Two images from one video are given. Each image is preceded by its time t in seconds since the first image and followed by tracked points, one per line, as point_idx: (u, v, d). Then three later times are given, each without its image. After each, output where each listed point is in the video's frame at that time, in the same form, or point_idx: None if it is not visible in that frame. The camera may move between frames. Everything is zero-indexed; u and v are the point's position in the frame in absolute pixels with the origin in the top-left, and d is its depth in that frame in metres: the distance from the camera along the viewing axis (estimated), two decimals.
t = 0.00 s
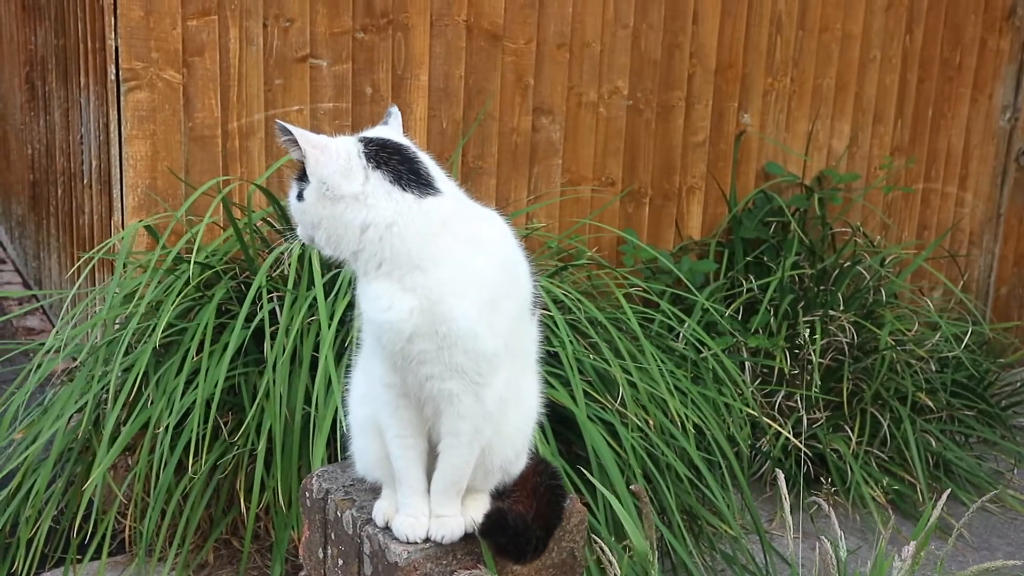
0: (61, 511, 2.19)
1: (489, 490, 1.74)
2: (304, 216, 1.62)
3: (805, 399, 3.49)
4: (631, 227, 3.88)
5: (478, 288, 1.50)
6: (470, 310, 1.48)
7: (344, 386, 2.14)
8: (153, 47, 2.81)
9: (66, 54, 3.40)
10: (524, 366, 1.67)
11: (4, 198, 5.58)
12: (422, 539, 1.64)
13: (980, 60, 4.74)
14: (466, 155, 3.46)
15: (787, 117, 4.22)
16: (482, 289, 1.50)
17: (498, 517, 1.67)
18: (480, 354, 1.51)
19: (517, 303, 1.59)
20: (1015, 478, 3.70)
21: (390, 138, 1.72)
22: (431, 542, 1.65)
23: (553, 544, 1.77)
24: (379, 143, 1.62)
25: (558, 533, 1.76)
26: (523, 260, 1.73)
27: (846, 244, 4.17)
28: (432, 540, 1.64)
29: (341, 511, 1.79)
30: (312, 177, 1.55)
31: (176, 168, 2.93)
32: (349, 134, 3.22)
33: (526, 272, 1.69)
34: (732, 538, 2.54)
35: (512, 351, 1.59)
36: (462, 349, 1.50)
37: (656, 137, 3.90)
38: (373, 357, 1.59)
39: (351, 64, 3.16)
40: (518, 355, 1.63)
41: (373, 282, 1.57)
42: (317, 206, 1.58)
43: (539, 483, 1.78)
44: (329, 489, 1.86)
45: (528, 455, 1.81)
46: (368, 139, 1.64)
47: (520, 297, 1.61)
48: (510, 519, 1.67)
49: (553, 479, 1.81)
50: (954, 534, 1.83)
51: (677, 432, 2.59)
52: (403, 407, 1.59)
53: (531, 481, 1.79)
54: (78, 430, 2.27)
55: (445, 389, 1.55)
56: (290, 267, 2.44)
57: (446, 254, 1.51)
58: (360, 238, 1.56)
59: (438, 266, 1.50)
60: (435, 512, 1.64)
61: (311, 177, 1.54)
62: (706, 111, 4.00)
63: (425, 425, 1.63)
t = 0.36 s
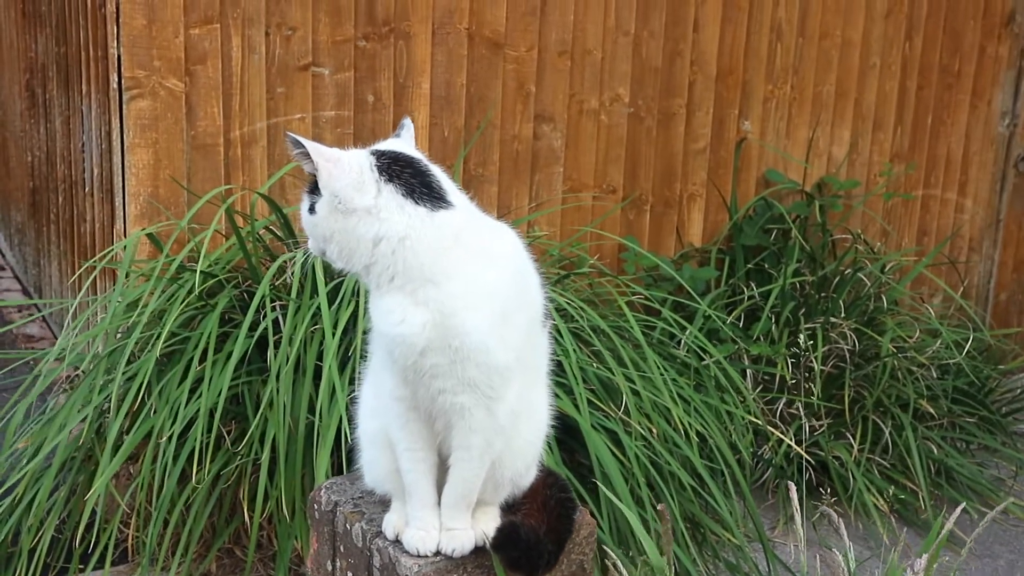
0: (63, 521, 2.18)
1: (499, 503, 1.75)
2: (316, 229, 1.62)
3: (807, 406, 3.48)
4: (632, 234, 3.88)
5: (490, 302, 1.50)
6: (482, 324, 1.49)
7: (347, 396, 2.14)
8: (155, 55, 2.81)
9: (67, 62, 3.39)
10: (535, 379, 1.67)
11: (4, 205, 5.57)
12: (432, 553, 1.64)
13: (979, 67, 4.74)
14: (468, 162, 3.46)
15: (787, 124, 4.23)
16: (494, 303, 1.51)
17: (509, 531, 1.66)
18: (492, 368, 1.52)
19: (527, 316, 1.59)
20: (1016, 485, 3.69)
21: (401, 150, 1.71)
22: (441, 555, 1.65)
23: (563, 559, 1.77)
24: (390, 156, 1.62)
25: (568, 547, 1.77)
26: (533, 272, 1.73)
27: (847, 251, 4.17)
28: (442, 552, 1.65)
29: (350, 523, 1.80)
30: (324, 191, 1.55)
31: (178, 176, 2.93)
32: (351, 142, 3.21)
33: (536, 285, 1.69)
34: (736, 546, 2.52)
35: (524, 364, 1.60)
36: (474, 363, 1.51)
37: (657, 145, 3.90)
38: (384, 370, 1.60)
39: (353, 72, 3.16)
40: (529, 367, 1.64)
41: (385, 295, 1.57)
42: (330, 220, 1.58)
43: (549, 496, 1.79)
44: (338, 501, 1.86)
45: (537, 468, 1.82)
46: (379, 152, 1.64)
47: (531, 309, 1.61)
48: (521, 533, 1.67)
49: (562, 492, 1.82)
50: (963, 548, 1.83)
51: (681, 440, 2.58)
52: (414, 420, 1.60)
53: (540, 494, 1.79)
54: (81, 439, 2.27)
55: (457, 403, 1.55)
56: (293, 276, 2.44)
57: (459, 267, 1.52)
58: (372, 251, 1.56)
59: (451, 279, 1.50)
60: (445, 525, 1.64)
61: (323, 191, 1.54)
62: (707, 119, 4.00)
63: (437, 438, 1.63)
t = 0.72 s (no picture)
0: (68, 532, 2.18)
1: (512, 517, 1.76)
2: (337, 245, 1.57)
3: (809, 414, 3.48)
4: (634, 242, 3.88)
5: (508, 315, 1.52)
6: (500, 338, 1.51)
7: (352, 406, 2.13)
8: (158, 64, 2.81)
9: (69, 71, 3.39)
10: (549, 392, 1.69)
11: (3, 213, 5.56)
12: (447, 567, 1.65)
13: (979, 74, 4.74)
14: (470, 170, 3.46)
15: (788, 131, 4.23)
16: (512, 316, 1.52)
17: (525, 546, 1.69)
18: (508, 382, 1.53)
19: (542, 329, 1.61)
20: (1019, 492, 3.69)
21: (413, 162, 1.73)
22: (456, 569, 1.66)
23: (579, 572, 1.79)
24: (412, 166, 1.63)
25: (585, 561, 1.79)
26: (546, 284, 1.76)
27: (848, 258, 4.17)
28: (456, 567, 1.66)
29: (363, 538, 1.80)
30: (356, 202, 1.53)
31: (181, 186, 2.92)
32: (353, 150, 3.21)
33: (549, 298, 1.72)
34: (741, 553, 2.51)
35: (539, 377, 1.62)
36: (491, 377, 1.52)
37: (658, 153, 3.90)
38: (399, 384, 1.61)
39: (356, 80, 3.16)
40: (544, 381, 1.65)
41: (402, 309, 1.58)
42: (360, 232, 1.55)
43: (565, 511, 1.82)
44: (350, 515, 1.87)
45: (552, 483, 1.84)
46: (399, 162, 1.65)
47: (546, 321, 1.63)
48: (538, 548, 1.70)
49: (578, 506, 1.84)
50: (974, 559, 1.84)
51: (686, 448, 2.58)
52: (428, 434, 1.61)
53: (555, 509, 1.83)
54: (86, 450, 2.27)
55: (472, 417, 1.57)
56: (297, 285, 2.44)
57: (477, 281, 1.53)
58: (401, 261, 1.55)
59: (469, 293, 1.52)
60: (460, 539, 1.66)
61: (355, 202, 1.53)
62: (708, 126, 4.00)
63: (452, 451, 1.65)
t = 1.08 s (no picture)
0: (66, 540, 2.17)
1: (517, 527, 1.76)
2: (396, 245, 1.59)
3: (809, 418, 3.47)
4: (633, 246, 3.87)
5: (519, 322, 1.59)
6: (513, 343, 1.57)
7: (353, 413, 2.12)
8: (157, 69, 2.80)
9: (67, 76, 3.38)
10: (551, 401, 1.74)
11: None
12: None
13: (977, 77, 4.74)
14: (470, 174, 3.45)
15: (787, 135, 4.22)
16: (521, 323, 1.59)
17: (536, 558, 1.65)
18: (518, 387, 1.58)
19: (546, 339, 1.68)
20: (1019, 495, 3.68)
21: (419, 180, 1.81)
22: None
23: None
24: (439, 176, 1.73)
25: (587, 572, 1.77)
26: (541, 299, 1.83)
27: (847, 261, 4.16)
28: None
29: (368, 548, 1.79)
30: (421, 201, 1.60)
31: (180, 191, 2.91)
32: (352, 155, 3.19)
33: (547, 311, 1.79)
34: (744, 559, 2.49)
35: (543, 385, 1.67)
36: (503, 383, 1.57)
37: (658, 157, 3.90)
38: (406, 394, 1.63)
39: (355, 85, 3.15)
40: (547, 390, 1.71)
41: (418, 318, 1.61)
42: (425, 229, 1.59)
43: (571, 519, 1.81)
44: (355, 524, 1.86)
45: (558, 491, 1.84)
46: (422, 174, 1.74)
47: (550, 334, 1.70)
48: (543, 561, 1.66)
49: (584, 514, 1.83)
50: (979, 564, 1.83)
51: (688, 453, 2.57)
52: (435, 442, 1.64)
53: (562, 517, 1.82)
54: (85, 457, 2.25)
55: (481, 423, 1.60)
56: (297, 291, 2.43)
57: (492, 292, 1.59)
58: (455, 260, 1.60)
59: (486, 303, 1.58)
60: (466, 549, 1.66)
61: (422, 199, 1.59)
62: (707, 130, 3.99)
63: (457, 459, 1.68)
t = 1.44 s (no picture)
0: (51, 552, 2.14)
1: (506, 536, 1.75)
2: (418, 248, 1.56)
3: (798, 419, 3.47)
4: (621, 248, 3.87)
5: (511, 328, 1.60)
6: (506, 349, 1.57)
7: (340, 420, 2.10)
8: (140, 76, 2.78)
9: (49, 83, 3.35)
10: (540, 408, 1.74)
11: None
12: None
13: (962, 77, 4.76)
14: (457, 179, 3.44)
15: (774, 136, 4.23)
16: (513, 329, 1.60)
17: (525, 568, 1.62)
18: (510, 394, 1.59)
19: (535, 346, 1.68)
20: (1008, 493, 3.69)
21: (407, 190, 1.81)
22: None
23: None
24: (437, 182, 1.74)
25: None
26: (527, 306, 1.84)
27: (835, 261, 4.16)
28: None
29: (356, 558, 1.78)
30: (443, 203, 1.59)
31: (165, 198, 2.89)
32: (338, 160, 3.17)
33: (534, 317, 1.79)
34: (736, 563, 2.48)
35: (533, 392, 1.67)
36: (495, 390, 1.57)
37: (645, 159, 3.90)
38: (395, 403, 1.62)
39: (340, 90, 3.13)
40: (536, 397, 1.71)
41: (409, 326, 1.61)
42: (446, 232, 1.58)
43: (561, 527, 1.79)
44: (343, 535, 1.84)
45: (546, 498, 1.83)
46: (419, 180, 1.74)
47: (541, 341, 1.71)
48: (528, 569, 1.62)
49: (573, 522, 1.81)
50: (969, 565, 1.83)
51: (677, 456, 2.56)
52: (423, 450, 1.63)
53: (551, 525, 1.81)
54: (69, 469, 2.23)
55: (472, 431, 1.60)
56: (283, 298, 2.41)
57: (485, 300, 1.59)
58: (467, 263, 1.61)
59: (482, 310, 1.58)
60: (455, 559, 1.65)
61: (445, 202, 1.59)
62: (693, 131, 3.99)
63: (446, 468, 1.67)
